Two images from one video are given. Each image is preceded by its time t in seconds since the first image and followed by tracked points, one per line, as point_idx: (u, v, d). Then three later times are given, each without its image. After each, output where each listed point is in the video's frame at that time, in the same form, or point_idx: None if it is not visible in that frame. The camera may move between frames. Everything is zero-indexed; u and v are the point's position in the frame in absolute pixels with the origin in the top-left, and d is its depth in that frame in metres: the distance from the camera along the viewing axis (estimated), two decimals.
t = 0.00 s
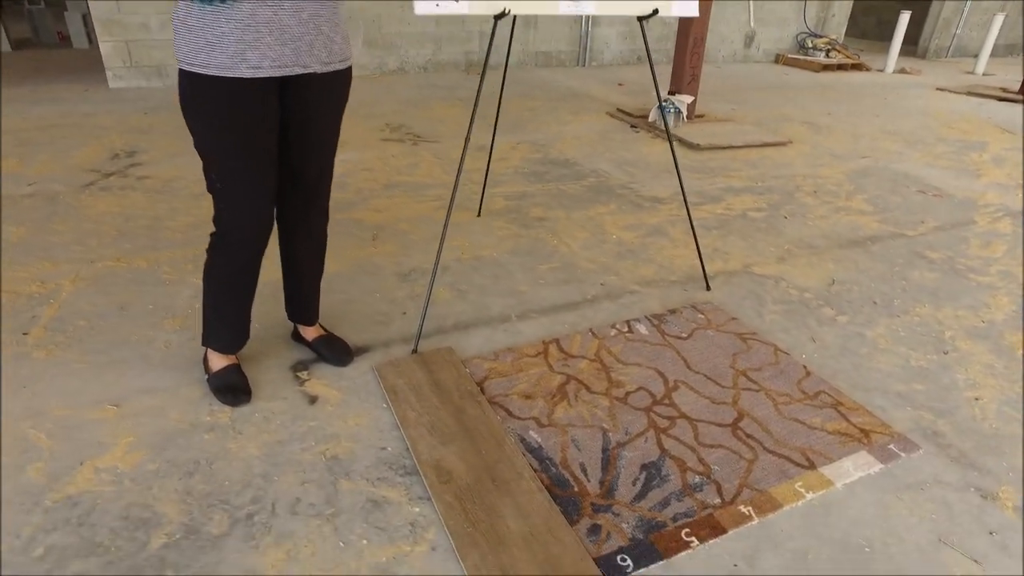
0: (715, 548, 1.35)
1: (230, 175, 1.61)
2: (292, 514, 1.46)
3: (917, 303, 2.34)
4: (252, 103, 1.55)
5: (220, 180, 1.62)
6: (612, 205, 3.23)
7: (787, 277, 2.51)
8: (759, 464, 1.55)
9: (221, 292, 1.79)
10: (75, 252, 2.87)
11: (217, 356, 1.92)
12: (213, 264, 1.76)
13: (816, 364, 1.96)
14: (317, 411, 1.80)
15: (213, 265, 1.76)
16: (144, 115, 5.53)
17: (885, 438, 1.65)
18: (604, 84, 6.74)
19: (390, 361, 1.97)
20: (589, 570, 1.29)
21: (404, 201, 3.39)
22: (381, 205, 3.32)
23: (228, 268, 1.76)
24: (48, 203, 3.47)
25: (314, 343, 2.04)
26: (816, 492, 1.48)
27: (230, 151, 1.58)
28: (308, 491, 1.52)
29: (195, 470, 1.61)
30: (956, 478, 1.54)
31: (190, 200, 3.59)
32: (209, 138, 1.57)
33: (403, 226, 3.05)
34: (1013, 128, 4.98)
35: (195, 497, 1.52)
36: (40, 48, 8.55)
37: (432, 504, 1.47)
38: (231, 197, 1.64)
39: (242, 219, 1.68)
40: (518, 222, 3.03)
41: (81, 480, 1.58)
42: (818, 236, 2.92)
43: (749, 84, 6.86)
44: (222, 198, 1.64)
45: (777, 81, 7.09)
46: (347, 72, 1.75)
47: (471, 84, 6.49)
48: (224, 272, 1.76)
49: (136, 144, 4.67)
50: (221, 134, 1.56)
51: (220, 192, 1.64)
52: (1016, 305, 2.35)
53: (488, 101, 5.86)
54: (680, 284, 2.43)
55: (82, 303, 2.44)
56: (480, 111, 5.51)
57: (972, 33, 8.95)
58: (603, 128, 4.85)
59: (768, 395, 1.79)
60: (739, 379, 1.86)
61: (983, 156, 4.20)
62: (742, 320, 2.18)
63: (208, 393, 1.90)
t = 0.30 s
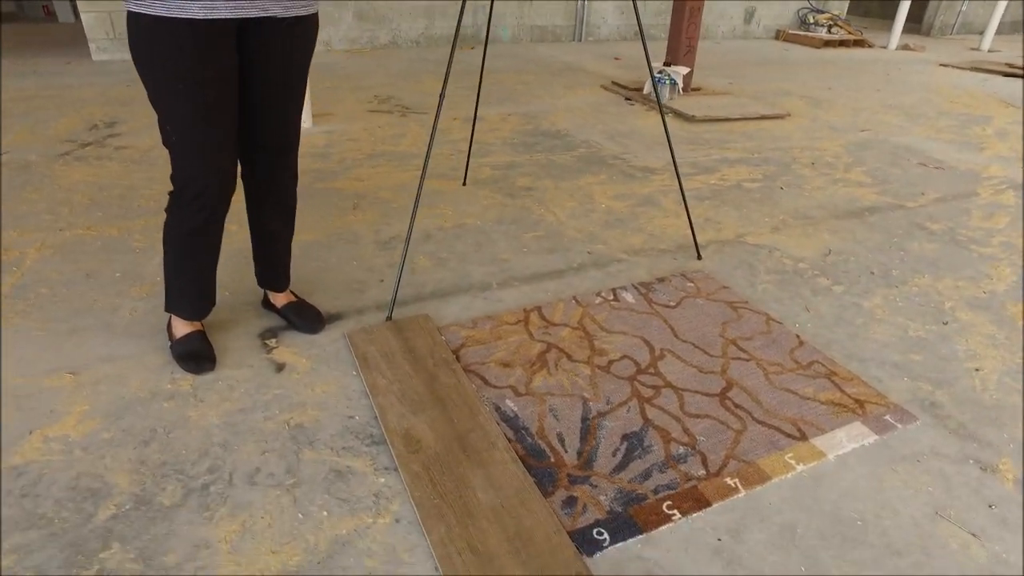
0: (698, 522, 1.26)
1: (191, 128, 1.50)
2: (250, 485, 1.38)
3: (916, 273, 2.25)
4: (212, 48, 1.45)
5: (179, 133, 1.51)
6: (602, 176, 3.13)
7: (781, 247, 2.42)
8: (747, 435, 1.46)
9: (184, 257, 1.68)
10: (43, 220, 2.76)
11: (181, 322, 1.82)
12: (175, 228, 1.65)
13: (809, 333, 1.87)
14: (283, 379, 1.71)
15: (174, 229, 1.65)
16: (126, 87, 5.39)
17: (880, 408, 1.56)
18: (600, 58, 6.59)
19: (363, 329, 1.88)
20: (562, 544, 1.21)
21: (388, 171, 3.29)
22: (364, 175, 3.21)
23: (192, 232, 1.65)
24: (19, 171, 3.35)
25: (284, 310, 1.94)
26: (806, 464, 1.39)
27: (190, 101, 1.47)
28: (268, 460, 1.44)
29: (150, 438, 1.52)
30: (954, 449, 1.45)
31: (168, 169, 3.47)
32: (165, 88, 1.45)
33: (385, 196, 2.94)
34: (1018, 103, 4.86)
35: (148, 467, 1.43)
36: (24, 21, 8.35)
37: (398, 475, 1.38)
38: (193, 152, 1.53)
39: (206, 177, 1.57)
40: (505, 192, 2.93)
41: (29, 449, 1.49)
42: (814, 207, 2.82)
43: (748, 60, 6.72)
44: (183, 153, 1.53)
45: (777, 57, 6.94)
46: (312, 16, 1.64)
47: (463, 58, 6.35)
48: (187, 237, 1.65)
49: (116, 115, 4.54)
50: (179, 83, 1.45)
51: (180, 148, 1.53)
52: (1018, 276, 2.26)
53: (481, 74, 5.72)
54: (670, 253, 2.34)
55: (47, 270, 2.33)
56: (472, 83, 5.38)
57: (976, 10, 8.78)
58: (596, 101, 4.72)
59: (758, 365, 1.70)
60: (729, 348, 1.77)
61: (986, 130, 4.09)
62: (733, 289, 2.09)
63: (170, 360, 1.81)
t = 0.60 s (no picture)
0: (701, 498, 1.17)
1: (161, 80, 1.39)
2: (221, 458, 1.28)
3: (926, 247, 2.16)
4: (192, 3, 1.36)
5: (148, 86, 1.40)
6: (600, 151, 3.03)
7: (786, 221, 2.32)
8: (753, 408, 1.37)
9: (156, 220, 1.57)
10: (19, 192, 2.65)
11: (155, 292, 1.73)
12: (145, 189, 1.54)
13: (817, 306, 1.78)
14: (262, 350, 1.61)
15: (145, 190, 1.54)
16: (114, 66, 5.25)
17: (893, 382, 1.47)
18: (599, 41, 6.47)
19: (347, 300, 1.79)
20: (554, 521, 1.12)
21: (379, 146, 3.18)
22: (354, 150, 3.11)
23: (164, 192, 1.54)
24: None
25: (264, 281, 1.85)
26: (817, 438, 1.30)
27: (160, 48, 1.35)
28: (242, 433, 1.35)
29: (118, 411, 1.42)
30: (973, 424, 1.37)
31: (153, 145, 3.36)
32: (135, 40, 1.34)
33: (375, 170, 2.84)
34: None
35: (113, 439, 1.34)
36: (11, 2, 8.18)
37: (379, 448, 1.29)
38: (167, 113, 1.43)
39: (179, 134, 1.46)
40: (499, 166, 2.83)
41: None
42: (819, 182, 2.72)
43: (749, 43, 6.60)
44: (152, 106, 1.42)
45: (779, 40, 6.82)
46: None
47: (460, 40, 6.22)
48: (159, 197, 1.54)
49: (102, 93, 4.41)
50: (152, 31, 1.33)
51: (148, 100, 1.42)
52: None
53: (477, 54, 5.60)
54: (670, 226, 2.24)
55: (19, 241, 2.23)
56: (468, 63, 5.26)
57: None
58: (595, 80, 4.61)
59: (764, 337, 1.61)
60: (733, 320, 1.68)
61: (994, 110, 3.99)
62: (737, 262, 2.00)
63: (143, 331, 1.71)
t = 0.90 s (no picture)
0: (708, 474, 1.09)
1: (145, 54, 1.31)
2: (192, 432, 1.20)
3: (939, 224, 2.07)
4: None
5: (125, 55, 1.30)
6: (600, 130, 2.94)
7: (793, 198, 2.24)
8: (762, 381, 1.29)
9: (132, 185, 1.46)
10: None
11: (131, 262, 1.64)
12: (117, 151, 1.42)
13: (827, 281, 1.69)
14: (242, 322, 1.53)
15: (117, 153, 1.42)
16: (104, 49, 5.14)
17: (910, 355, 1.39)
18: (599, 28, 6.37)
19: (334, 272, 1.70)
20: (549, 497, 1.03)
21: (372, 125, 3.09)
22: (346, 129, 3.02)
23: (140, 154, 1.43)
24: None
25: (247, 253, 1.76)
26: (831, 412, 1.22)
27: (145, 21, 1.28)
28: (216, 406, 1.26)
29: (84, 383, 1.33)
30: (997, 398, 1.28)
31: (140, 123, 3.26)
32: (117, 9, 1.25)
33: (367, 148, 2.75)
34: None
35: (77, 413, 1.25)
36: None
37: (363, 422, 1.20)
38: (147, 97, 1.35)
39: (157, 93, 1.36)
40: (496, 144, 2.74)
41: None
42: (826, 161, 2.63)
43: (751, 31, 6.51)
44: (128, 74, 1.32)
45: (781, 28, 6.73)
46: None
47: (457, 26, 6.12)
48: (134, 159, 1.42)
49: (90, 74, 4.30)
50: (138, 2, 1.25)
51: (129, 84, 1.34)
52: None
53: (474, 39, 5.50)
54: (673, 202, 2.16)
55: None
56: (465, 48, 5.16)
57: None
58: (594, 64, 4.52)
59: (772, 310, 1.53)
60: (739, 293, 1.59)
61: (1003, 94, 3.90)
62: (742, 237, 1.91)
63: (117, 303, 1.62)
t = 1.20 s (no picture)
0: (705, 447, 1.02)
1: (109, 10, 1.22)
2: (156, 405, 1.13)
3: (945, 203, 2.00)
4: None
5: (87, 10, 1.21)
6: (596, 112, 2.86)
7: (794, 177, 2.17)
8: (763, 354, 1.22)
9: (99, 149, 1.38)
10: None
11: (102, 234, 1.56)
12: (82, 111, 1.34)
13: (829, 256, 1.62)
14: (217, 296, 1.45)
15: (83, 113, 1.34)
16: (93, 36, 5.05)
17: (918, 329, 1.32)
18: (598, 18, 6.30)
19: (315, 246, 1.63)
20: (534, 471, 0.96)
21: (363, 107, 3.02)
22: (336, 111, 2.94)
23: (107, 115, 1.34)
24: None
25: (225, 226, 1.69)
26: (836, 386, 1.15)
27: None
28: (184, 378, 1.19)
29: (46, 355, 1.26)
30: (1009, 372, 1.22)
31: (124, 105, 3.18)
32: None
33: (357, 128, 2.68)
34: None
35: (35, 385, 1.17)
36: None
37: (338, 395, 1.14)
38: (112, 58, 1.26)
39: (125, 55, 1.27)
40: (489, 124, 2.66)
41: None
42: (827, 142, 2.57)
43: (751, 21, 6.43)
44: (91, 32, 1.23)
45: (781, 19, 6.65)
46: None
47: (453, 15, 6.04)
48: (100, 121, 1.34)
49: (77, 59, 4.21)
50: None
51: (93, 43, 1.24)
52: None
53: (470, 27, 5.42)
54: (670, 180, 2.08)
55: None
56: (461, 35, 5.08)
57: None
58: (592, 51, 4.44)
59: (772, 284, 1.46)
60: (738, 268, 1.52)
61: (1007, 81, 3.83)
62: (741, 213, 1.83)
63: (87, 276, 1.55)
